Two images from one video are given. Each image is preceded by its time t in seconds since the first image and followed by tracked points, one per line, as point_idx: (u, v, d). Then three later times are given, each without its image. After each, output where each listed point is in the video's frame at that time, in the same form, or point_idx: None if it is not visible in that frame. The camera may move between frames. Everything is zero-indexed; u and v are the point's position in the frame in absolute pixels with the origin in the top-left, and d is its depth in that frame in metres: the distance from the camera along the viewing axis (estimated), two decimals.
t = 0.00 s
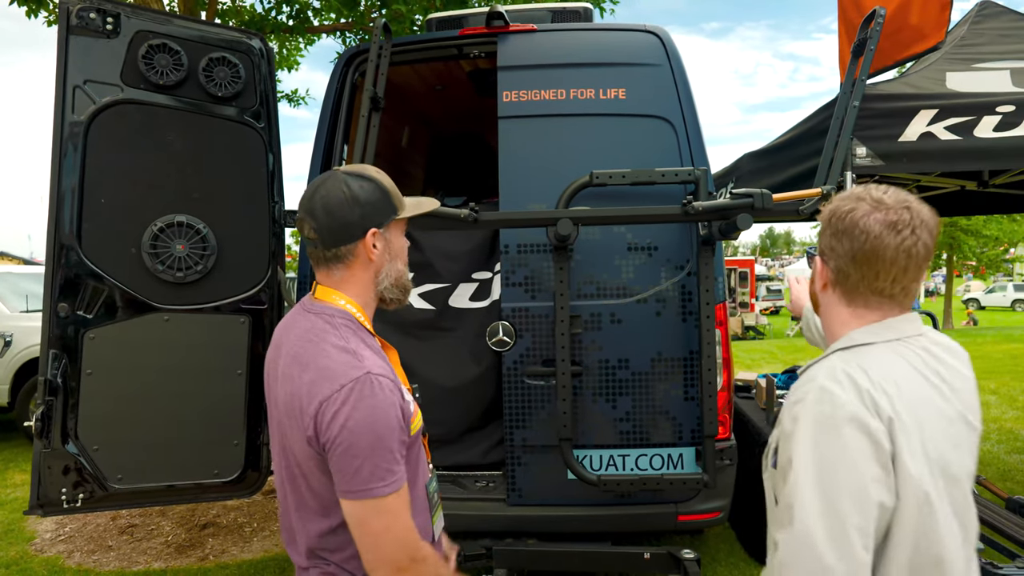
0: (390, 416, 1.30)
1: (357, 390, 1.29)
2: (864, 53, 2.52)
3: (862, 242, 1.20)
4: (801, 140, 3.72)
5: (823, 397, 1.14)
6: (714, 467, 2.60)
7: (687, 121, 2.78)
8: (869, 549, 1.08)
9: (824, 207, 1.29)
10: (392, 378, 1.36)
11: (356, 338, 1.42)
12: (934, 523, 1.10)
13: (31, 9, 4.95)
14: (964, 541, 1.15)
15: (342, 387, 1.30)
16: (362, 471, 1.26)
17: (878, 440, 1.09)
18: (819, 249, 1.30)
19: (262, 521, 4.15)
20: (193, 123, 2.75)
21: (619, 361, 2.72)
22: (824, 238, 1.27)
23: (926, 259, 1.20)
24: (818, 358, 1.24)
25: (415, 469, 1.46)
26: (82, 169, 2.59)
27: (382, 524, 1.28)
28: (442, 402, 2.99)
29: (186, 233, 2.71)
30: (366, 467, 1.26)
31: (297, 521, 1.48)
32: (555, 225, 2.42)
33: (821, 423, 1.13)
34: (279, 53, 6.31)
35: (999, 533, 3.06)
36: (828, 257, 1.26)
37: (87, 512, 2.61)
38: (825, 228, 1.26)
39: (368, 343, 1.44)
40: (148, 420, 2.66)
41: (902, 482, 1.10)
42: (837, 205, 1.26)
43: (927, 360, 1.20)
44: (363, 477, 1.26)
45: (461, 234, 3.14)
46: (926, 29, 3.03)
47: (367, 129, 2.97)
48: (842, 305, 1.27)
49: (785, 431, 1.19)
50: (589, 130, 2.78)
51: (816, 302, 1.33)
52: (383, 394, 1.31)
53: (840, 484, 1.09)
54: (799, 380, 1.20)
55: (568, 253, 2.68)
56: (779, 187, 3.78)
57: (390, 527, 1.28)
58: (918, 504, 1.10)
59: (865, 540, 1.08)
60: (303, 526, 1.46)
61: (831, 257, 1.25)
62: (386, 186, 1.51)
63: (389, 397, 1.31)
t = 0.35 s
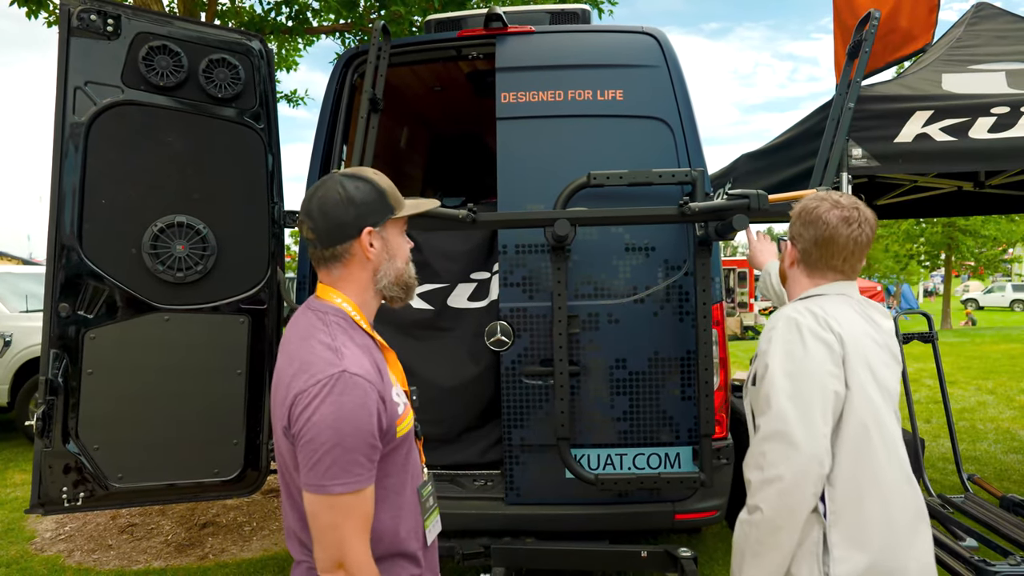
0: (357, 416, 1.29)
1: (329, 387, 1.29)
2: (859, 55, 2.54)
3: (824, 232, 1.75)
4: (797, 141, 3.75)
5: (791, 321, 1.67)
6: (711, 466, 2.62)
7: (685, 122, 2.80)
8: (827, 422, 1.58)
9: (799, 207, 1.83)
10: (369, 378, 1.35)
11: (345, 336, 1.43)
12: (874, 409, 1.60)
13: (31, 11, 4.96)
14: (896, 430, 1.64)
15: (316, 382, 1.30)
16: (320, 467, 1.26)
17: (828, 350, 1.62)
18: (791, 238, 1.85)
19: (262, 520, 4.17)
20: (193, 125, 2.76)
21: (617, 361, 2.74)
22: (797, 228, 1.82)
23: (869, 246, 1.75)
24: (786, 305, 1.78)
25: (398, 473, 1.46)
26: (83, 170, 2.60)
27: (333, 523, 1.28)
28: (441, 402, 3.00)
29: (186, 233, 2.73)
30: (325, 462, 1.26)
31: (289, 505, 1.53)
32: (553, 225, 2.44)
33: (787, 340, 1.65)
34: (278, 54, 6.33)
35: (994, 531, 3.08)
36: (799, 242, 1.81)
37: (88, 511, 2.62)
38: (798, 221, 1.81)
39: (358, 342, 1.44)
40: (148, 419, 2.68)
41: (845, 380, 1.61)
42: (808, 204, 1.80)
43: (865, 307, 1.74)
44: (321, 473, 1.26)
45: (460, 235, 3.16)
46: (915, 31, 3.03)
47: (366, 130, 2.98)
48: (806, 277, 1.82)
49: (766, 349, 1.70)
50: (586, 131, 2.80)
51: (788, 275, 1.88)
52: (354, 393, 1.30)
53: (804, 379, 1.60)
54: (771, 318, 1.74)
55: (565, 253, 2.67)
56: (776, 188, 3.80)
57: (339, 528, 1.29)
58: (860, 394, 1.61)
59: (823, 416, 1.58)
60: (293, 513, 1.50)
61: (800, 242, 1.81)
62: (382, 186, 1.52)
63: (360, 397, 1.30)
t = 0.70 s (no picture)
0: (327, 412, 1.29)
1: (298, 384, 1.30)
2: (857, 56, 2.55)
3: (805, 229, 1.83)
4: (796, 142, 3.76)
5: (769, 310, 1.76)
6: (710, 465, 2.66)
7: (683, 123, 2.81)
8: (797, 404, 1.67)
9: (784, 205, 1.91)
10: (341, 375, 1.35)
11: (321, 334, 1.43)
12: (844, 394, 1.69)
13: (31, 11, 4.96)
14: (866, 413, 1.73)
15: (286, 380, 1.32)
16: (294, 463, 1.28)
17: (802, 338, 1.71)
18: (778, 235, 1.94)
19: (261, 520, 4.18)
20: (193, 125, 2.77)
21: (616, 360, 2.75)
22: (783, 225, 1.90)
23: (850, 242, 1.82)
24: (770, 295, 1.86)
25: (385, 469, 1.47)
26: (83, 170, 2.61)
27: (317, 517, 1.29)
28: (441, 402, 3.01)
29: (186, 234, 2.73)
30: (299, 458, 1.28)
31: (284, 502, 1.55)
32: (552, 226, 2.45)
33: (764, 327, 1.74)
34: (278, 54, 6.35)
35: (991, 530, 3.09)
36: (785, 239, 1.90)
37: (88, 511, 2.63)
38: (784, 219, 1.90)
39: (335, 340, 1.44)
40: (147, 419, 2.68)
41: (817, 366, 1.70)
42: (792, 203, 1.88)
43: (844, 298, 1.82)
44: (296, 468, 1.28)
45: (460, 235, 3.16)
46: (914, 33, 3.04)
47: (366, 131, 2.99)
48: (792, 272, 1.91)
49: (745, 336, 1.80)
50: (586, 132, 2.81)
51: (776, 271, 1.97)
52: (323, 389, 1.30)
53: (778, 364, 1.69)
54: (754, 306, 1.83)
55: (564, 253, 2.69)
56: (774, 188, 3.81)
57: (323, 521, 1.29)
58: (831, 379, 1.69)
59: (794, 398, 1.67)
60: (285, 510, 1.52)
61: (786, 239, 1.89)
62: (380, 192, 1.52)
63: (330, 393, 1.31)
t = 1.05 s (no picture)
0: (320, 406, 1.30)
1: (292, 377, 1.31)
2: (856, 56, 2.55)
3: (822, 229, 1.84)
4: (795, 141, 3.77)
5: (774, 313, 1.76)
6: (710, 464, 2.70)
7: (683, 122, 2.82)
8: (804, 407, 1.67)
9: (790, 206, 1.91)
10: (335, 370, 1.35)
11: (318, 329, 1.44)
12: (847, 396, 1.70)
13: (31, 10, 4.97)
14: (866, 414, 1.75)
15: (281, 373, 1.33)
16: (287, 455, 1.28)
17: (808, 340, 1.71)
18: (782, 235, 1.93)
19: (262, 518, 4.19)
20: (194, 125, 2.78)
21: (615, 360, 2.76)
22: (792, 227, 1.89)
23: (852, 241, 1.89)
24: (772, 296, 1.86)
25: (378, 464, 1.48)
26: (85, 170, 2.62)
27: (311, 509, 1.30)
28: (440, 401, 3.02)
29: (187, 233, 2.74)
30: (292, 450, 1.28)
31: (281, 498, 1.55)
32: (551, 226, 2.46)
33: (771, 331, 1.73)
34: (278, 54, 6.36)
35: (989, 528, 3.10)
36: (795, 240, 1.89)
37: (89, 509, 2.64)
38: (794, 220, 1.89)
39: (331, 335, 1.45)
40: (147, 418, 2.69)
41: (822, 369, 1.70)
42: (801, 204, 1.89)
43: (844, 298, 1.83)
44: (289, 460, 1.29)
45: (459, 235, 3.17)
46: (916, 34, 3.05)
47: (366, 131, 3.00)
48: (799, 273, 1.91)
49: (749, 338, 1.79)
50: (585, 132, 2.82)
51: (776, 271, 1.96)
52: (317, 383, 1.31)
53: (785, 367, 1.69)
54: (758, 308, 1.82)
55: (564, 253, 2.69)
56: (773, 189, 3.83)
57: (317, 513, 1.30)
58: (836, 381, 1.70)
59: (801, 401, 1.67)
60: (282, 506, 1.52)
61: (797, 241, 1.88)
62: (356, 186, 1.51)
63: (324, 387, 1.31)
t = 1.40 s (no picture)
0: (320, 407, 1.31)
1: (293, 378, 1.32)
2: (854, 58, 2.56)
3: (854, 228, 1.86)
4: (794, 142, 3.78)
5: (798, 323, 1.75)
6: (710, 464, 2.74)
7: (682, 123, 2.83)
8: (825, 423, 1.66)
9: (814, 206, 1.91)
10: (336, 372, 1.37)
11: (319, 331, 1.45)
12: (868, 411, 1.70)
13: (31, 11, 4.97)
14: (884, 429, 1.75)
15: (282, 374, 1.34)
16: (285, 455, 1.29)
17: (834, 353, 1.70)
18: (807, 236, 1.92)
19: (262, 518, 4.20)
20: (195, 125, 2.78)
21: (615, 359, 2.77)
22: (821, 228, 1.89)
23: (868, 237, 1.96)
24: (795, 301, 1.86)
25: (374, 465, 1.49)
26: (85, 171, 2.63)
27: (303, 509, 1.31)
28: (440, 401, 3.03)
29: (187, 233, 2.74)
30: (290, 450, 1.29)
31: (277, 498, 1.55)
32: (551, 226, 2.46)
33: (796, 341, 1.73)
34: (278, 55, 6.37)
35: (987, 527, 3.11)
36: (823, 241, 1.89)
37: (90, 509, 2.64)
38: (822, 222, 1.89)
39: (331, 337, 1.46)
40: (148, 418, 2.70)
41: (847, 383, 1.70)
42: (826, 204, 1.90)
43: (864, 307, 1.84)
44: (286, 460, 1.29)
45: (459, 235, 3.18)
46: (918, 37, 3.07)
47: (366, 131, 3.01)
48: (823, 274, 1.93)
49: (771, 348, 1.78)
50: (585, 133, 2.83)
51: (797, 273, 1.96)
52: (318, 385, 1.32)
53: (809, 380, 1.68)
54: (780, 315, 1.82)
55: (564, 253, 2.70)
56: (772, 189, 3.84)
57: (309, 514, 1.31)
58: (859, 396, 1.70)
59: (823, 417, 1.66)
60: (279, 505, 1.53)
61: (826, 242, 1.89)
62: (371, 193, 1.54)
63: (325, 389, 1.32)
